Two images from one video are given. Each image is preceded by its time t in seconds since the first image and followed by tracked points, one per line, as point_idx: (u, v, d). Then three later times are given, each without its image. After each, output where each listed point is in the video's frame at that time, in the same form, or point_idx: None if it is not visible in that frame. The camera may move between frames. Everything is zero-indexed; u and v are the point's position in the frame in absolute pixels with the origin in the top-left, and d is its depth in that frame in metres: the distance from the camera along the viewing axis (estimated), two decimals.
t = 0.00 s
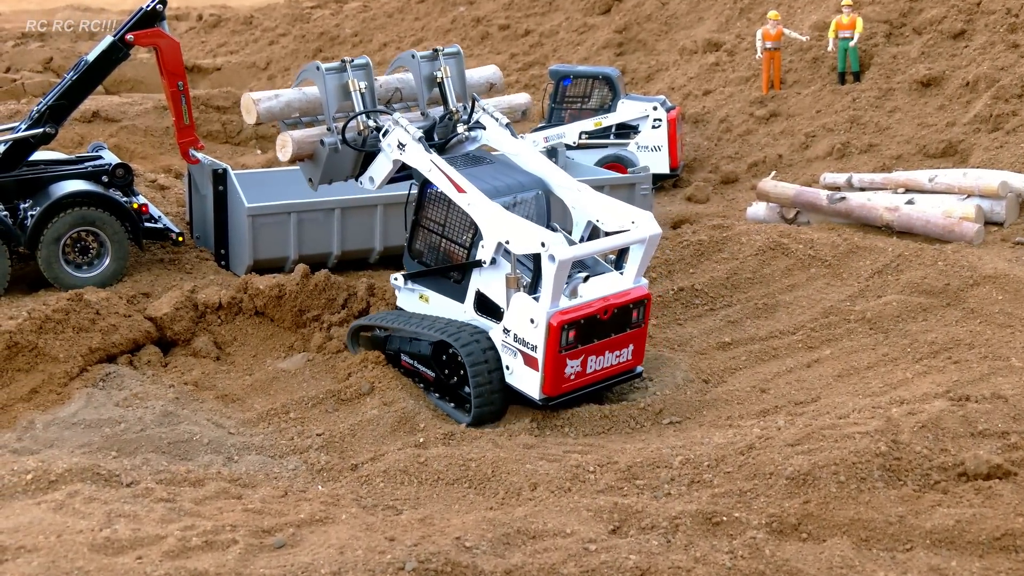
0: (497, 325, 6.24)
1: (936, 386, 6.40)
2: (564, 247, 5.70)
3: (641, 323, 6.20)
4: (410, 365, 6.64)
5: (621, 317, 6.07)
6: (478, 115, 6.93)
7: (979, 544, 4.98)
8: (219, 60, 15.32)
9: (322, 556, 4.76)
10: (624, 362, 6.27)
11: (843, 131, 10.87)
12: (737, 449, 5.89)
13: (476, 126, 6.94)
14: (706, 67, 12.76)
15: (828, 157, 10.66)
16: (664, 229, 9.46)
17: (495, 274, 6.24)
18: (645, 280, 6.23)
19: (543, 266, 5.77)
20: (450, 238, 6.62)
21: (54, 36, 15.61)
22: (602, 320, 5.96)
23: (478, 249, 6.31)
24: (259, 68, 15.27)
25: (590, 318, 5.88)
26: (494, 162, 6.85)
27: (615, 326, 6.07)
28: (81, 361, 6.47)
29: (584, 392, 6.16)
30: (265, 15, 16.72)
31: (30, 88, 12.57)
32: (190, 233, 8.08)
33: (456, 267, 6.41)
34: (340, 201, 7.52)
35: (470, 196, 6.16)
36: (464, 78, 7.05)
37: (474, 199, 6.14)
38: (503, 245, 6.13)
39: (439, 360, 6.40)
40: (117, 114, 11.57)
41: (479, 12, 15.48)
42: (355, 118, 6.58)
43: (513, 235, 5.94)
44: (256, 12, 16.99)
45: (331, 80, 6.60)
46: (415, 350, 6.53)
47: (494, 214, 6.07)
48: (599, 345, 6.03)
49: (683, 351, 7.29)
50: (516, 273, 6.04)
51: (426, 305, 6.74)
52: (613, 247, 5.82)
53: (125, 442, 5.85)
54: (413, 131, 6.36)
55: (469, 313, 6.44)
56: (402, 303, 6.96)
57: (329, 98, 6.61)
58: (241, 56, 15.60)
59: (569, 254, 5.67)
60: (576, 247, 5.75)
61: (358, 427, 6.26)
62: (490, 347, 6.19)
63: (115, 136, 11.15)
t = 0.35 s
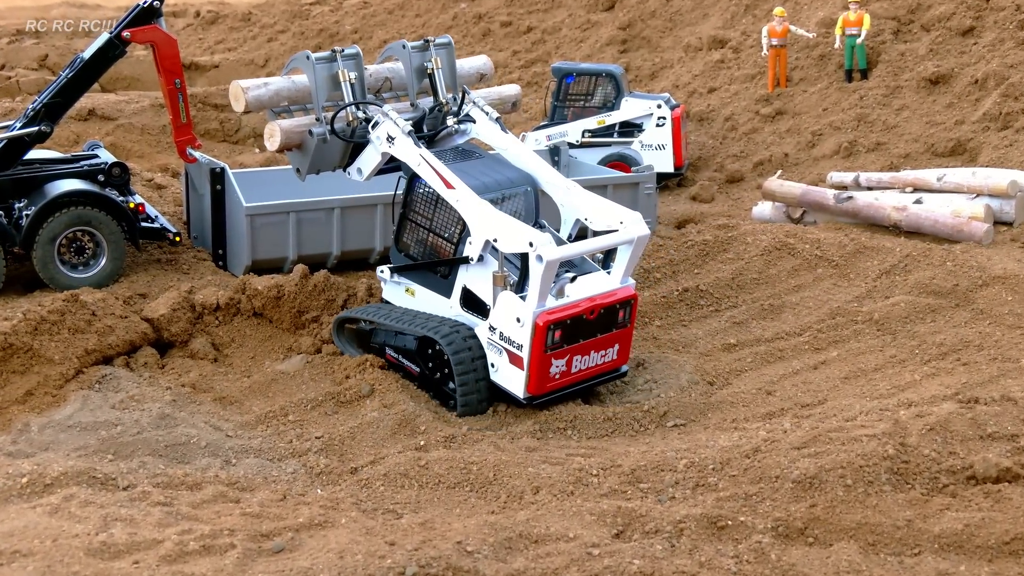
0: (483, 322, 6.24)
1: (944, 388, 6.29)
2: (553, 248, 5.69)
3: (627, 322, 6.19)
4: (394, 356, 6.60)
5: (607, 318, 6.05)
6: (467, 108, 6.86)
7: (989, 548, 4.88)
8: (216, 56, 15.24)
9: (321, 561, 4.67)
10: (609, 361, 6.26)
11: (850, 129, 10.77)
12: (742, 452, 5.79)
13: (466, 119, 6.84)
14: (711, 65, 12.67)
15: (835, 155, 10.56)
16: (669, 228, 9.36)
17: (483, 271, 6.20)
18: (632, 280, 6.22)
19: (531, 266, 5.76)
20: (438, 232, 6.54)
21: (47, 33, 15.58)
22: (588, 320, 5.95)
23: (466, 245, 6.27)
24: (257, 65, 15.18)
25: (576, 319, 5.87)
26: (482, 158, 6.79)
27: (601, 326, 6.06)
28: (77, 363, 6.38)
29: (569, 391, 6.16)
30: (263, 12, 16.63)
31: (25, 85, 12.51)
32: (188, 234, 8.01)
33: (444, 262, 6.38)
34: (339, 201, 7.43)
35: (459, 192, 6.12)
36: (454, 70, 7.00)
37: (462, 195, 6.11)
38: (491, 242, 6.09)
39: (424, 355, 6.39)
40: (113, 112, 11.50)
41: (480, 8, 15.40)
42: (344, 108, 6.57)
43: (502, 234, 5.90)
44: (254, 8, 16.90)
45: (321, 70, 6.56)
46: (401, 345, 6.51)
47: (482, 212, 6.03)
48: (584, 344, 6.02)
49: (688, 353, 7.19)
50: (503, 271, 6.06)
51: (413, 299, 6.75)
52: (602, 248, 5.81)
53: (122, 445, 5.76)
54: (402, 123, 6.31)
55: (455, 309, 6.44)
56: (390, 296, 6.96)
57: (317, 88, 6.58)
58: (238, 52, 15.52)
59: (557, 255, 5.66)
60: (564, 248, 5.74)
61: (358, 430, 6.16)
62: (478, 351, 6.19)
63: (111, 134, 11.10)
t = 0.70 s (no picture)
0: (480, 326, 6.08)
1: (957, 391, 6.10)
2: (551, 250, 5.52)
3: (628, 325, 6.01)
4: (389, 361, 6.47)
5: (607, 321, 5.88)
6: (466, 103, 6.69)
7: (1003, 556, 4.72)
8: (209, 50, 15.10)
9: (317, 569, 4.51)
10: (609, 364, 6.09)
11: (860, 125, 10.60)
12: (750, 457, 5.61)
13: (463, 115, 6.68)
14: (717, 59, 12.50)
15: (845, 152, 10.39)
16: (675, 228, 9.18)
17: (480, 272, 6.02)
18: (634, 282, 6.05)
19: (527, 269, 5.59)
20: (435, 232, 6.37)
21: (34, 23, 15.43)
22: (588, 323, 5.78)
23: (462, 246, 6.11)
24: (252, 59, 14.90)
25: (574, 322, 5.69)
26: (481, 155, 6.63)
27: (601, 330, 5.88)
28: (66, 364, 6.21)
29: (567, 396, 5.99)
30: (257, 5, 16.46)
31: (12, 79, 12.34)
32: (179, 232, 7.83)
33: (442, 263, 6.20)
34: (335, 199, 7.26)
35: (455, 192, 5.96)
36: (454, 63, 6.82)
37: (459, 195, 5.94)
38: (488, 244, 5.92)
39: (421, 360, 6.24)
40: (103, 107, 11.35)
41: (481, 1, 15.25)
42: (338, 104, 6.37)
43: (499, 235, 5.73)
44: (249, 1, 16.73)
45: (315, 65, 6.39)
46: (397, 348, 6.35)
47: (479, 212, 5.86)
48: (584, 348, 5.85)
49: (694, 355, 7.01)
50: (500, 273, 5.88)
51: (409, 300, 6.61)
52: (602, 249, 5.64)
53: (112, 449, 5.60)
54: (398, 120, 6.15)
55: (452, 311, 6.28)
56: (386, 297, 6.81)
57: (310, 83, 6.40)
58: (232, 45, 15.37)
59: (554, 257, 5.49)
60: (563, 250, 5.57)
61: (354, 434, 5.99)
62: (474, 351, 6.05)
63: (101, 130, 10.96)
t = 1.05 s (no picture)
0: (478, 326, 5.93)
1: (974, 395, 5.90)
2: (545, 248, 5.35)
3: (633, 330, 5.81)
4: (394, 365, 6.31)
5: (610, 323, 5.69)
6: (480, 102, 6.49)
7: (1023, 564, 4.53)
8: (204, 44, 14.98)
9: None
10: (614, 370, 5.89)
11: (875, 121, 10.44)
12: (761, 462, 5.42)
13: (477, 115, 6.49)
14: (727, 52, 12.36)
15: (859, 148, 10.22)
16: (684, 226, 9.00)
17: (479, 271, 5.87)
18: (640, 284, 5.85)
19: (521, 267, 5.42)
20: (438, 231, 6.22)
21: (27, 16, 15.32)
22: (588, 326, 5.60)
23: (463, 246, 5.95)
24: (247, 51, 14.99)
25: (572, 324, 5.52)
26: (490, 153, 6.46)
27: (602, 333, 5.70)
28: (58, 366, 6.07)
29: (568, 401, 5.81)
30: None
31: (2, 73, 12.20)
32: (175, 231, 7.72)
33: (444, 263, 6.05)
34: (333, 196, 7.11)
35: (454, 188, 5.80)
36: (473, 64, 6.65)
37: (458, 192, 5.78)
38: (486, 242, 5.76)
39: (421, 363, 6.10)
40: (96, 101, 11.23)
41: None
42: (346, 102, 6.21)
43: (495, 233, 5.56)
44: None
45: (323, 62, 6.23)
46: (398, 351, 6.19)
47: (475, 209, 5.69)
48: (583, 352, 5.67)
49: (703, 357, 6.83)
50: (497, 271, 5.72)
51: (416, 303, 6.40)
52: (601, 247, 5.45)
53: (105, 453, 5.44)
54: (402, 117, 6.00)
55: (456, 313, 6.10)
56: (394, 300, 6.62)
57: (319, 80, 6.24)
58: (228, 38, 15.28)
59: (547, 254, 5.32)
60: (558, 247, 5.40)
61: (354, 438, 5.82)
62: (471, 352, 5.91)
63: (92, 125, 10.86)
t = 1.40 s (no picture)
0: (484, 329, 5.77)
1: (1000, 399, 5.70)
2: (541, 250, 5.17)
3: (645, 346, 5.58)
4: (410, 366, 6.18)
5: (617, 337, 5.47)
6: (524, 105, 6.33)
7: None
8: (208, 37, 14.90)
9: None
10: (624, 387, 5.68)
11: (897, 116, 10.30)
12: (780, 468, 5.24)
13: (521, 117, 6.35)
14: (745, 46, 12.28)
15: (882, 144, 10.06)
16: (701, 225, 8.84)
17: (489, 273, 5.70)
18: (656, 299, 5.60)
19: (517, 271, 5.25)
20: (462, 233, 6.10)
21: (28, 11, 15.23)
22: (590, 337, 5.39)
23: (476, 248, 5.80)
24: (252, 45, 14.91)
25: (571, 334, 5.33)
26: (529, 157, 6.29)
27: (608, 346, 5.48)
28: (59, 367, 5.93)
29: (569, 415, 5.63)
30: None
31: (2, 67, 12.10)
32: (177, 228, 7.57)
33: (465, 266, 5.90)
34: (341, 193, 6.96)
35: (469, 188, 5.64)
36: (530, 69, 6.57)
37: (472, 191, 5.62)
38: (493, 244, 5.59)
39: (429, 365, 5.96)
40: (97, 95, 11.16)
41: None
42: (388, 98, 6.08)
43: (496, 234, 5.40)
44: None
45: (367, 58, 6.13)
46: (414, 352, 6.09)
47: (487, 208, 5.52)
48: (586, 364, 5.47)
49: (722, 360, 6.64)
50: (501, 275, 5.52)
51: (443, 307, 6.24)
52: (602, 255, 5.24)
53: (107, 456, 5.30)
54: (432, 114, 5.85)
55: (473, 321, 5.90)
56: (428, 304, 6.48)
57: (361, 76, 6.14)
58: (233, 32, 15.24)
59: (542, 258, 5.13)
60: (555, 252, 5.21)
61: (362, 441, 5.66)
62: (475, 355, 5.76)
63: (94, 119, 10.80)
